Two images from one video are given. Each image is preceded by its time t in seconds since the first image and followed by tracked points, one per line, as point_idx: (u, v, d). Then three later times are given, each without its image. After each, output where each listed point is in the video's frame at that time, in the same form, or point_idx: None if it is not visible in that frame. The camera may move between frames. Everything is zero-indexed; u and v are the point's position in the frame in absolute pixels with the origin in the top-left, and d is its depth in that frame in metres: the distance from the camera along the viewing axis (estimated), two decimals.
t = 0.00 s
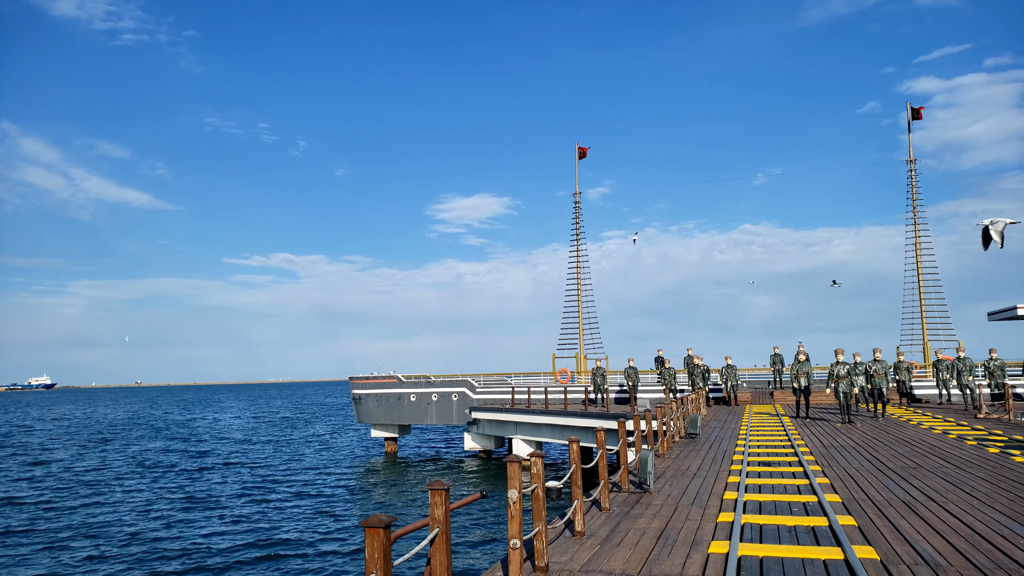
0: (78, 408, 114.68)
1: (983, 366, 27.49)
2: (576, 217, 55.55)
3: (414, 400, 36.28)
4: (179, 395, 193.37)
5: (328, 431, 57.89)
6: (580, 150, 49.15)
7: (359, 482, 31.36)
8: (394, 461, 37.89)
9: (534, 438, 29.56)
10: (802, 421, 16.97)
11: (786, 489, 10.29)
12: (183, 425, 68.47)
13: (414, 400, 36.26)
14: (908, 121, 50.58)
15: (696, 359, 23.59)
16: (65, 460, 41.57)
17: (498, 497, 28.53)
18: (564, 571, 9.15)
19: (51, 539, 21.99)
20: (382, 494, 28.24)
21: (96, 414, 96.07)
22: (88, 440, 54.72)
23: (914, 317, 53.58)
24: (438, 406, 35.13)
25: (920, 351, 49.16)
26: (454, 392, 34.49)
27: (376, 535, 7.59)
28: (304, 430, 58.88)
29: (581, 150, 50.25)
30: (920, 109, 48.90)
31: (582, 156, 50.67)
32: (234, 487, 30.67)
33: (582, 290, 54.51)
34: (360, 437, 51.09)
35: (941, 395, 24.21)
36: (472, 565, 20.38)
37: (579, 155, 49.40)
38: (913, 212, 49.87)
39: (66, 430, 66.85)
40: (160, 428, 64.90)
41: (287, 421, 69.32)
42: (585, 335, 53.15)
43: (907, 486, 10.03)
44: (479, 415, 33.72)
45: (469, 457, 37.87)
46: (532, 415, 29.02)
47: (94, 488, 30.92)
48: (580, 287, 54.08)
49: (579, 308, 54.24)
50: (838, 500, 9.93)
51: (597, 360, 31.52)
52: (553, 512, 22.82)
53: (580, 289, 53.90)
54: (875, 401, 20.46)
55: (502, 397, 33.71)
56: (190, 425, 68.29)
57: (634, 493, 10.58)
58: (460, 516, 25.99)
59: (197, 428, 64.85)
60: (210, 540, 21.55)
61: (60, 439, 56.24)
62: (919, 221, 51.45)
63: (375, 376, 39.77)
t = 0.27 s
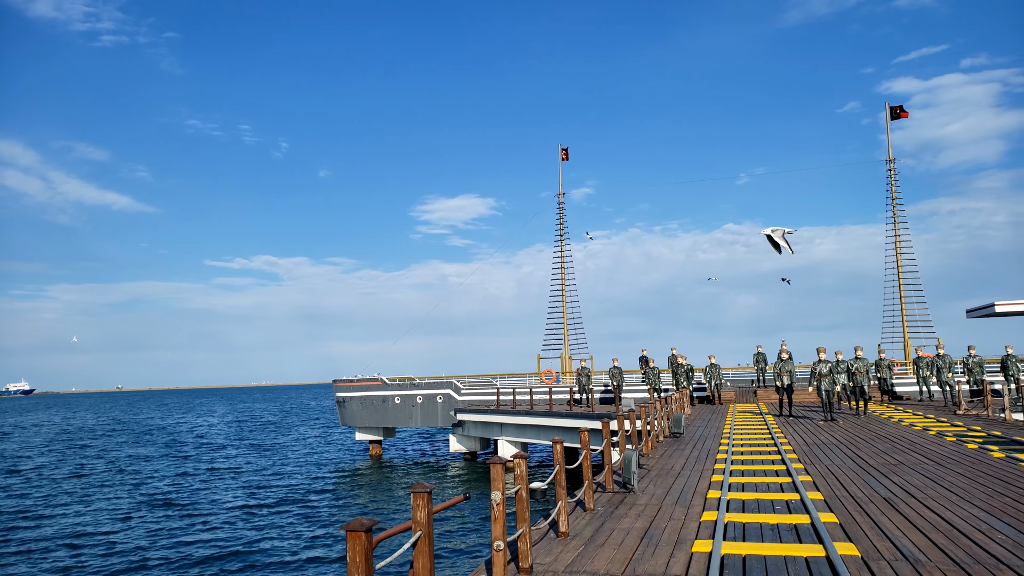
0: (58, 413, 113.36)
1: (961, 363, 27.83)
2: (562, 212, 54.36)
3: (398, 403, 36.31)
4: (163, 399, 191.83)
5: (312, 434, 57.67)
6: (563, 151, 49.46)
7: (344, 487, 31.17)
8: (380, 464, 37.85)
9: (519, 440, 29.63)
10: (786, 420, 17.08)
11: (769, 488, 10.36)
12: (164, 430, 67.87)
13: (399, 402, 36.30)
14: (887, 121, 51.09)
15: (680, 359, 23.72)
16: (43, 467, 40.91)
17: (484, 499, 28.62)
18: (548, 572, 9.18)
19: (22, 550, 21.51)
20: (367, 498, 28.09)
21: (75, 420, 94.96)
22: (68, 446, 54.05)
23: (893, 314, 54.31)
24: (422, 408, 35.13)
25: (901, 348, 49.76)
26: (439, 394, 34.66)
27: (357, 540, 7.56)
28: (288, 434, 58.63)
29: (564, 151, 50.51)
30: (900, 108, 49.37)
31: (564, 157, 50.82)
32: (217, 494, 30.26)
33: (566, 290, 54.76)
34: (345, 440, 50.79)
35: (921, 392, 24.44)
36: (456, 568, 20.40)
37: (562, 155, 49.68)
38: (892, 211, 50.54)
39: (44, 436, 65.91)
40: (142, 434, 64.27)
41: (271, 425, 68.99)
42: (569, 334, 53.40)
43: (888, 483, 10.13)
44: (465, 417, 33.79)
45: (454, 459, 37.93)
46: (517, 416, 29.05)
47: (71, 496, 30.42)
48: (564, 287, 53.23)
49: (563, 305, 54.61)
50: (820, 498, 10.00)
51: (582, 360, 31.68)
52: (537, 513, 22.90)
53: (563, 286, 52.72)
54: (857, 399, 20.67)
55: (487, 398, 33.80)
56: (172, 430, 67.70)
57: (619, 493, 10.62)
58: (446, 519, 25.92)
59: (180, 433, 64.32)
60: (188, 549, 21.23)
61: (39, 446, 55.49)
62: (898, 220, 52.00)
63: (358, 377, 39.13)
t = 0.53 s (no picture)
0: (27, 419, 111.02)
1: (934, 367, 28.33)
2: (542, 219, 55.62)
3: (377, 408, 36.20)
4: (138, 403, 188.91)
5: (290, 439, 57.24)
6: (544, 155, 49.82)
7: (319, 493, 30.87)
8: (357, 470, 37.68)
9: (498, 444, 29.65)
10: (763, 424, 17.28)
11: (746, 491, 10.47)
12: (138, 436, 66.86)
13: (378, 407, 36.16)
14: (863, 129, 51.96)
15: (660, 362, 23.88)
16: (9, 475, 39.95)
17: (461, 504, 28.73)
18: None
19: None
20: (343, 505, 27.89)
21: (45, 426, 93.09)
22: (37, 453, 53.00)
23: (869, 319, 55.24)
24: (402, 413, 35.02)
25: (876, 353, 50.56)
26: (419, 398, 34.51)
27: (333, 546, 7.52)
28: (266, 439, 58.10)
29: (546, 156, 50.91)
30: (876, 117, 50.23)
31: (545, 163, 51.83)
32: (187, 502, 29.70)
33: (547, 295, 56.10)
34: (323, 446, 50.30)
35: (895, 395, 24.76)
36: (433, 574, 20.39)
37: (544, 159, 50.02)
38: (867, 218, 51.54)
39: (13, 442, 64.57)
40: (114, 440, 63.25)
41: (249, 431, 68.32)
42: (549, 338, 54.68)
43: (861, 485, 10.32)
44: (444, 422, 33.81)
45: (432, 464, 37.92)
46: (496, 421, 29.03)
47: (36, 506, 29.66)
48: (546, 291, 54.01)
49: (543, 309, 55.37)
50: (795, 500, 10.14)
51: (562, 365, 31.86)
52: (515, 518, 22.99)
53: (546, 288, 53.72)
54: (832, 403, 20.95)
55: (467, 403, 33.86)
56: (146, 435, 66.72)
57: (597, 497, 10.68)
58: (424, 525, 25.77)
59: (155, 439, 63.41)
60: (157, 560, 20.77)
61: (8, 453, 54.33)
62: (873, 228, 52.90)
63: (337, 382, 39.11)
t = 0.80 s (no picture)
0: None
1: (900, 372, 28.88)
2: (518, 224, 56.05)
3: (349, 414, 35.95)
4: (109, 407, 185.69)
5: (262, 446, 56.73)
6: (519, 160, 50.28)
7: (290, 500, 30.61)
8: (330, 476, 37.48)
9: (471, 449, 29.72)
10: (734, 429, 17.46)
11: (716, 495, 10.56)
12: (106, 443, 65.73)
13: (350, 413, 35.91)
14: (833, 138, 53.05)
15: (634, 367, 23.84)
16: None
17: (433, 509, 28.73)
18: None
19: None
20: (315, 512, 27.72)
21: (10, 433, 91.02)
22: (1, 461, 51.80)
23: (838, 325, 56.27)
24: (375, 419, 34.81)
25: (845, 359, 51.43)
26: (392, 403, 34.37)
27: (300, 553, 7.43)
28: (238, 446, 57.48)
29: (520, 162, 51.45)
30: (846, 127, 51.14)
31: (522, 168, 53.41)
32: (154, 510, 29.25)
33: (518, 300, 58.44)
34: (296, 452, 49.80)
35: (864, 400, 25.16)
36: None
37: (518, 164, 50.42)
38: (837, 225, 52.57)
39: None
40: (81, 447, 62.05)
41: (220, 438, 67.51)
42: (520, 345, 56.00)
43: (829, 488, 10.47)
44: (418, 427, 33.82)
45: (406, 470, 37.79)
46: (470, 426, 29.03)
47: None
48: (520, 296, 55.05)
49: (516, 314, 56.35)
50: (765, 504, 10.26)
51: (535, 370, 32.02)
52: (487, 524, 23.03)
53: (519, 292, 54.62)
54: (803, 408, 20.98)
55: (440, 408, 34.01)
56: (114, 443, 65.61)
57: (569, 502, 10.72)
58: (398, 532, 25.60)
59: (123, 446, 62.38)
60: (120, 572, 20.37)
61: None
62: (842, 235, 53.88)
63: (310, 388, 39.15)
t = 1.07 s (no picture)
0: None
1: (870, 376, 29.29)
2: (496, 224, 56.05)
3: (324, 417, 36.20)
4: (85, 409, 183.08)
5: (236, 449, 56.28)
6: (496, 164, 50.63)
7: (264, 504, 30.42)
8: (305, 480, 37.38)
9: (447, 451, 29.87)
10: (707, 431, 17.64)
11: (689, 497, 10.65)
12: (74, 447, 64.60)
13: (325, 416, 36.21)
14: (805, 145, 53.98)
15: (608, 370, 24.01)
16: None
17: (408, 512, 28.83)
18: None
19: None
20: (290, 517, 27.61)
21: None
22: None
23: (812, 329, 57.10)
24: (349, 421, 35.37)
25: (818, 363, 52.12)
26: (368, 407, 34.98)
27: (270, 558, 7.16)
28: (211, 450, 56.94)
29: (496, 167, 52.05)
30: (817, 134, 52.06)
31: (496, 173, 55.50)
32: (125, 515, 28.92)
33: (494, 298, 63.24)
34: (272, 455, 49.45)
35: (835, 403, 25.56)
36: None
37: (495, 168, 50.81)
38: (809, 230, 53.48)
39: None
40: (49, 452, 60.92)
41: (193, 442, 66.76)
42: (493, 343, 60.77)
43: (799, 490, 10.59)
44: (393, 431, 33.94)
45: (381, 474, 37.70)
46: (446, 428, 29.13)
47: None
48: (496, 295, 56.99)
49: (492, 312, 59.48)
50: (736, 506, 10.35)
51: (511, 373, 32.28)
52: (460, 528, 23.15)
53: (495, 296, 56.45)
54: (775, 410, 21.28)
55: (415, 411, 34.31)
56: (83, 447, 64.52)
57: (543, 504, 10.76)
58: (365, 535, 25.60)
59: (93, 450, 61.39)
60: None
61: None
62: (816, 240, 54.67)
63: (282, 390, 38.80)
